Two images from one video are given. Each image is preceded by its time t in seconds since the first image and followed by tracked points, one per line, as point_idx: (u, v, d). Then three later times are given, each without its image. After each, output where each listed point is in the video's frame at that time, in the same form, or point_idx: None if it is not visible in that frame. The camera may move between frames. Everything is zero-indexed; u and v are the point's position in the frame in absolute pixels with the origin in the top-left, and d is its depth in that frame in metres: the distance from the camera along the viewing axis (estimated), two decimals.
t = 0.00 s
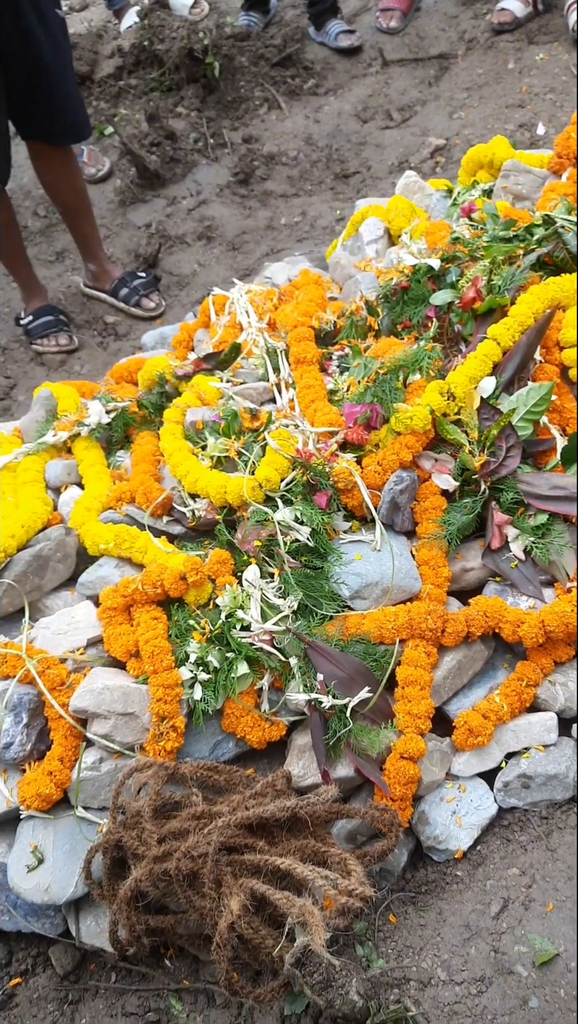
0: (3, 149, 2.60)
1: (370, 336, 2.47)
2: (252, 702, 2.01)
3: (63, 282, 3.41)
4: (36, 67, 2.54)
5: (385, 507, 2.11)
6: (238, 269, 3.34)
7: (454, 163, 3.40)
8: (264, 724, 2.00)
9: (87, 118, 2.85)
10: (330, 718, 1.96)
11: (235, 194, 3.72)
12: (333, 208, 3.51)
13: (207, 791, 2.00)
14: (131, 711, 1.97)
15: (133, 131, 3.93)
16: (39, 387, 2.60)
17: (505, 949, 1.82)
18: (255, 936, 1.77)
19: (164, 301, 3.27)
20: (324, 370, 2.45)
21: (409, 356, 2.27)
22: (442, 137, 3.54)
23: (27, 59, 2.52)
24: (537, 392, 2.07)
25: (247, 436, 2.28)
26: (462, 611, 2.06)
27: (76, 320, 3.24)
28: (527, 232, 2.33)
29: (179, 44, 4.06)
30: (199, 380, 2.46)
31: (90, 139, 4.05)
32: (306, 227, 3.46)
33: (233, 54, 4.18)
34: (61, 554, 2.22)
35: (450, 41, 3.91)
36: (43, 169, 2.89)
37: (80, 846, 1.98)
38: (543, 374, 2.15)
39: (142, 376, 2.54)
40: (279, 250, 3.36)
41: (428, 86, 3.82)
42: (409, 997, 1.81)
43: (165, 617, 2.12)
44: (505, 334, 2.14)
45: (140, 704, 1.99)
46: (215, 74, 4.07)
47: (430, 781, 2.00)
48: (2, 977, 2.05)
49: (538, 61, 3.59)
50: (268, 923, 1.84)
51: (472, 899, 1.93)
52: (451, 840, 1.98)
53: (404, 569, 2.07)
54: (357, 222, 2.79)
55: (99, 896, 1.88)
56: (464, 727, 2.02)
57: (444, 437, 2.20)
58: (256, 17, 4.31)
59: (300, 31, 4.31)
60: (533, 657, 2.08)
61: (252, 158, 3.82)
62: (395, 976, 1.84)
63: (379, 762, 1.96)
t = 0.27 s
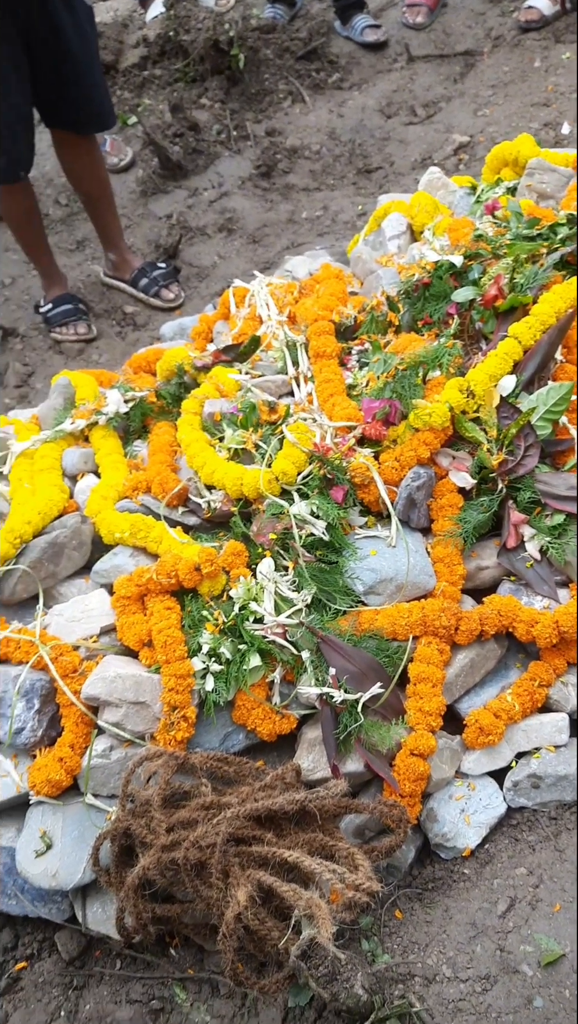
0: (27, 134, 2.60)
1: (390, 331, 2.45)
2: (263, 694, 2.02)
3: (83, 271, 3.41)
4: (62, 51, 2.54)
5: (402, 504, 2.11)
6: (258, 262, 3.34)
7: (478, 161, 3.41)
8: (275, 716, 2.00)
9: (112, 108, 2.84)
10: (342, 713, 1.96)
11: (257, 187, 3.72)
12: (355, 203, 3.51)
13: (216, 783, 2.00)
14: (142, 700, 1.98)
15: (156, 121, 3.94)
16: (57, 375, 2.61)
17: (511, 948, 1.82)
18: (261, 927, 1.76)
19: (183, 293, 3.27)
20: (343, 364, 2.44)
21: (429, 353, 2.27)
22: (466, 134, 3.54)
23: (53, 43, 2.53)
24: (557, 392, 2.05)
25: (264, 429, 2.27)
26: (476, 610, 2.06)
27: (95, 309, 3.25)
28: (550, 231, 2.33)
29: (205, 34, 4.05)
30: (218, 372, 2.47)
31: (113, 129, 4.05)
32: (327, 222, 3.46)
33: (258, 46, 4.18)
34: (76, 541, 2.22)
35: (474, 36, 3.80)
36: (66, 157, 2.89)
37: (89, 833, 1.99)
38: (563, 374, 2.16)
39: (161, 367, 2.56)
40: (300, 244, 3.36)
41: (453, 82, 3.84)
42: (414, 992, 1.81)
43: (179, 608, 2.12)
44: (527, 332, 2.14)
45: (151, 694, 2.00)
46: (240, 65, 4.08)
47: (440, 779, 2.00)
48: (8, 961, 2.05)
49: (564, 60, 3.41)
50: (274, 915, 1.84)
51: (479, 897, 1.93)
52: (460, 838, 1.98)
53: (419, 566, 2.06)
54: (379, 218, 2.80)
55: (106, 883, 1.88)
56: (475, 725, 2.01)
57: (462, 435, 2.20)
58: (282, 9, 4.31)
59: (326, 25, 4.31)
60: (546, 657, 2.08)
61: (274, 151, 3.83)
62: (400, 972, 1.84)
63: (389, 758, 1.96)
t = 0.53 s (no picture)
0: (40, 126, 2.60)
1: (400, 328, 2.46)
2: (269, 689, 2.02)
3: (94, 265, 3.42)
4: (72, 40, 2.54)
5: (410, 501, 2.11)
6: (268, 257, 3.35)
7: (490, 157, 3.38)
8: (280, 712, 2.00)
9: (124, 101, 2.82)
10: (347, 709, 1.96)
11: (268, 183, 3.71)
12: (366, 199, 3.49)
13: (221, 777, 1.99)
14: (148, 693, 1.98)
15: (168, 115, 3.95)
16: (67, 369, 2.63)
17: (514, 947, 1.82)
18: (264, 922, 1.77)
19: (193, 287, 3.28)
20: (353, 361, 2.44)
21: (439, 350, 2.26)
22: (478, 131, 3.52)
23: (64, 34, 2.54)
24: (567, 390, 2.05)
25: (273, 425, 2.28)
26: (483, 608, 2.05)
27: (105, 303, 3.25)
28: (562, 229, 2.29)
29: (218, 30, 4.08)
30: (227, 367, 2.47)
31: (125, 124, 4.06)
32: (338, 218, 3.46)
33: (271, 41, 4.20)
34: (84, 534, 2.22)
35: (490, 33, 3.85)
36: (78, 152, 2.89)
37: (93, 825, 1.99)
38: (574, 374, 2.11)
39: (170, 362, 2.55)
40: (310, 240, 3.36)
41: (466, 79, 3.81)
42: (416, 989, 1.82)
43: (186, 602, 2.12)
44: (537, 330, 2.13)
45: (157, 687, 2.00)
46: (253, 59, 4.07)
47: (444, 776, 2.00)
48: (11, 952, 2.05)
49: None
50: (277, 909, 1.84)
51: (482, 896, 1.93)
52: (464, 835, 1.97)
53: (426, 563, 2.07)
54: (390, 214, 2.81)
55: (110, 876, 1.88)
56: (481, 724, 2.01)
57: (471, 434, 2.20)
58: (295, 5, 4.30)
59: (339, 21, 4.30)
60: (552, 657, 2.07)
61: (286, 147, 3.83)
62: (403, 968, 1.84)
63: (394, 755, 1.96)
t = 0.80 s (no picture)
0: (64, 114, 2.62)
1: (420, 324, 2.45)
2: (280, 681, 2.02)
3: (113, 254, 3.43)
4: (100, 34, 2.51)
5: (426, 497, 2.10)
6: (289, 250, 3.36)
7: (513, 156, 3.42)
8: (291, 705, 2.00)
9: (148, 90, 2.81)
10: (358, 703, 1.96)
11: (290, 176, 3.77)
12: (388, 194, 3.54)
13: (231, 768, 1.99)
14: (160, 682, 1.98)
15: (190, 106, 3.98)
16: (85, 358, 2.64)
17: (520, 945, 1.81)
18: (270, 912, 1.77)
19: (213, 279, 3.29)
20: (372, 355, 2.44)
21: (459, 347, 2.27)
22: (502, 128, 3.54)
23: (92, 26, 2.50)
24: None
25: (291, 417, 2.28)
26: (496, 607, 2.05)
27: (124, 293, 3.26)
28: None
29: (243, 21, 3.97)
30: (246, 359, 2.47)
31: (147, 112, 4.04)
32: (359, 213, 3.49)
33: (296, 33, 4.07)
34: (99, 523, 2.23)
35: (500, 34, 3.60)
36: (102, 140, 2.90)
37: (102, 813, 1.99)
38: None
39: (188, 353, 2.55)
40: (331, 234, 3.38)
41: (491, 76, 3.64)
42: (421, 984, 1.81)
43: (199, 592, 2.12)
44: (558, 329, 2.13)
45: (169, 676, 2.00)
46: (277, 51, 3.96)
47: (454, 774, 2.00)
48: (18, 936, 2.07)
49: None
50: (284, 902, 1.85)
51: (489, 893, 1.93)
52: (472, 833, 1.98)
53: (441, 560, 2.07)
54: (412, 210, 2.81)
55: (119, 863, 1.88)
56: (491, 723, 2.01)
57: (489, 433, 2.20)
58: None
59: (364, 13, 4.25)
60: (566, 657, 2.06)
61: (309, 141, 3.87)
62: (408, 963, 1.84)
63: (404, 750, 1.96)
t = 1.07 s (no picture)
0: (76, 109, 2.63)
1: (431, 322, 2.44)
2: (287, 677, 2.01)
3: (124, 249, 3.43)
4: (116, 36, 2.49)
5: (435, 496, 2.11)
6: (299, 246, 3.36)
7: (526, 154, 3.41)
8: (297, 702, 2.00)
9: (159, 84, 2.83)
10: (364, 702, 1.95)
11: (301, 172, 3.76)
12: (399, 192, 3.53)
13: (236, 764, 1.99)
14: (167, 677, 1.98)
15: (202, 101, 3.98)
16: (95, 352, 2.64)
17: (523, 945, 1.80)
18: (274, 909, 1.77)
19: (223, 275, 3.29)
20: (382, 353, 2.44)
21: (469, 346, 2.26)
22: (515, 126, 3.54)
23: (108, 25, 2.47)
24: None
25: (300, 414, 2.28)
26: (504, 606, 2.05)
27: (134, 288, 3.26)
28: None
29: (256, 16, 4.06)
30: (256, 356, 2.47)
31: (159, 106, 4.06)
32: (371, 209, 3.49)
33: (309, 29, 4.11)
34: (107, 518, 2.24)
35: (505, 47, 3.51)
36: (114, 135, 2.91)
37: (107, 807, 1.99)
38: None
39: (198, 348, 2.56)
40: (342, 231, 3.38)
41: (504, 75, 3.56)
42: (424, 982, 1.82)
43: (207, 588, 2.12)
44: (570, 328, 2.13)
45: (176, 671, 2.00)
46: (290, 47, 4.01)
47: (459, 773, 2.00)
48: (22, 928, 2.07)
49: None
50: (288, 898, 1.85)
51: (493, 893, 1.93)
52: (476, 832, 1.97)
53: (449, 559, 2.06)
54: (425, 207, 2.80)
55: (123, 858, 1.89)
56: (497, 723, 2.01)
57: (499, 432, 2.19)
58: None
59: (378, 10, 4.26)
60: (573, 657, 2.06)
61: (320, 137, 3.86)
62: (411, 961, 1.85)
63: (410, 749, 1.96)
